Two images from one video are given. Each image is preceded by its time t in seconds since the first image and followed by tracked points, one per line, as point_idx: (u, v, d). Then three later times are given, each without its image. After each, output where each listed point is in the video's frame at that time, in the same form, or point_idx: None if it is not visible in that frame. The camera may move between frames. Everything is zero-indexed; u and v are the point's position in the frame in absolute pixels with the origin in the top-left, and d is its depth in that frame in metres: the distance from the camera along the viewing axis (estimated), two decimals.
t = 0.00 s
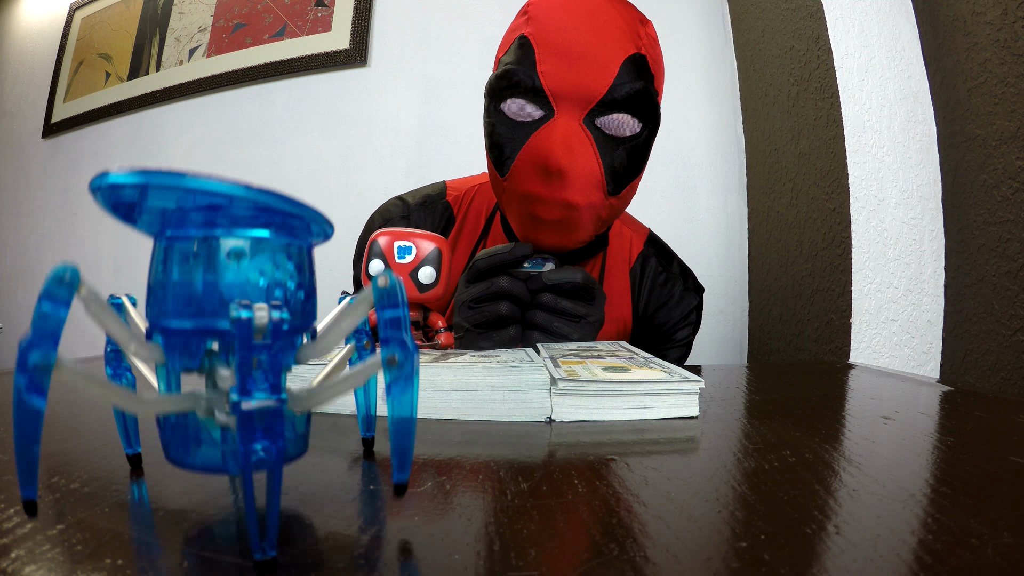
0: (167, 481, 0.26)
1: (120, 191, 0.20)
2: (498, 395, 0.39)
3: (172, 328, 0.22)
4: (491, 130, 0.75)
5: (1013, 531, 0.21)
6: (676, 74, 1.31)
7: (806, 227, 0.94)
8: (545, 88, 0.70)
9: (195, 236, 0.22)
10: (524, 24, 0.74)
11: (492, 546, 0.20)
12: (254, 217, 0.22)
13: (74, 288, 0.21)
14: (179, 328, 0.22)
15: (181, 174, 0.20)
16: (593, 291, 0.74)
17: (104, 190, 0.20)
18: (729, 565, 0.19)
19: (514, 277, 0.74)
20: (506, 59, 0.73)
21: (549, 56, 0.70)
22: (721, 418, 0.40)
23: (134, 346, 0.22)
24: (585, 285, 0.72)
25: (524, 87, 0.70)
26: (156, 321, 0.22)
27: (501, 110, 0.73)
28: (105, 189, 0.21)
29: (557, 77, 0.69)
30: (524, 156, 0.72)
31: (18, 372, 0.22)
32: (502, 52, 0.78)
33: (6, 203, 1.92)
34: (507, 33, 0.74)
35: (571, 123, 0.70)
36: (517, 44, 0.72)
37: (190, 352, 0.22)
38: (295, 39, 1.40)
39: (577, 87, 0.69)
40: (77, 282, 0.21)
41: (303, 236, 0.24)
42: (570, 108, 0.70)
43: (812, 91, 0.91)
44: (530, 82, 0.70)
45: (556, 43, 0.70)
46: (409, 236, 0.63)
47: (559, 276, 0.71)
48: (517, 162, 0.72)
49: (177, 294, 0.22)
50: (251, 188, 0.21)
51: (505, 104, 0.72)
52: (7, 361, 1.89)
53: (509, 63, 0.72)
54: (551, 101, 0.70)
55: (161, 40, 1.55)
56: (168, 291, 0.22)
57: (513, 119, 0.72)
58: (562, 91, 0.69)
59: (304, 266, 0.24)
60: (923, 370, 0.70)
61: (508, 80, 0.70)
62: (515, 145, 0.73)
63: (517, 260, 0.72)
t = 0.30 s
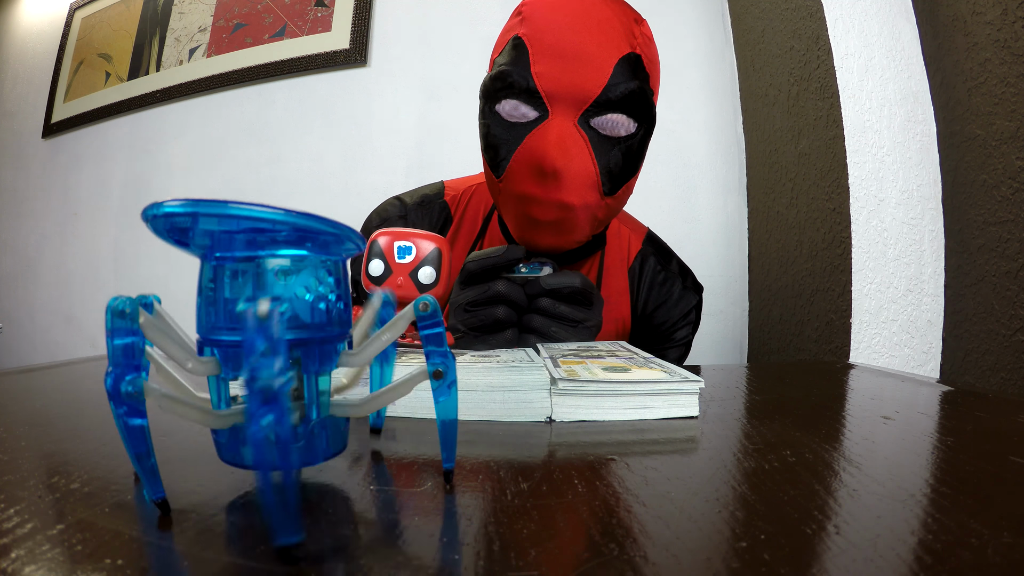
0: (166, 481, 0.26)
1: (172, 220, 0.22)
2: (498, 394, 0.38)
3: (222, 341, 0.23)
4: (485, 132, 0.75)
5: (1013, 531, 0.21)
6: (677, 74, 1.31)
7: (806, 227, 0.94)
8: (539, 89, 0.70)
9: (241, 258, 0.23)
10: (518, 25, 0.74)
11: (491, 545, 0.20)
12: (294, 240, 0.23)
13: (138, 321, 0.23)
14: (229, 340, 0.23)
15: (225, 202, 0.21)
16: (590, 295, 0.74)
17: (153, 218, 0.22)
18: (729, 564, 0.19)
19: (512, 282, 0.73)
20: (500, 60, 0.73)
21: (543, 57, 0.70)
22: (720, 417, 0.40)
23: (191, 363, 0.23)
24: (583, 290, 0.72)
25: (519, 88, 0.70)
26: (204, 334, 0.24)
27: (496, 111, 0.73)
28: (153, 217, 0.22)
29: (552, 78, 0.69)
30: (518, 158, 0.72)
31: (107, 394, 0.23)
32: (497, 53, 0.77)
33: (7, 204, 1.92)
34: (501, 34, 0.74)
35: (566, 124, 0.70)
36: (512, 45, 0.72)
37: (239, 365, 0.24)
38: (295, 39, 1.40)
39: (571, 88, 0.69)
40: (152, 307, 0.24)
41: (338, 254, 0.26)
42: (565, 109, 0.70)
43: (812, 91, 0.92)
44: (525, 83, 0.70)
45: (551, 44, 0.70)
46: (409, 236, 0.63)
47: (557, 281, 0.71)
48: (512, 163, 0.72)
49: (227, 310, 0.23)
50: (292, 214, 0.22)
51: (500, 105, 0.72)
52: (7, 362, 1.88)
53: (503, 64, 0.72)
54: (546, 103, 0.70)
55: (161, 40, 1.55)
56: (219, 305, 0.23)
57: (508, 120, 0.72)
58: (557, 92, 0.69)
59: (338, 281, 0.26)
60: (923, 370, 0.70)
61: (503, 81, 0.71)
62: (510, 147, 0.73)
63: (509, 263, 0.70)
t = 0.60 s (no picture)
0: (166, 481, 0.26)
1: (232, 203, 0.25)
2: (498, 394, 0.38)
3: (281, 310, 0.27)
4: (484, 132, 0.75)
5: (1013, 531, 0.21)
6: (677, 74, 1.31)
7: (807, 227, 0.94)
8: (537, 90, 0.70)
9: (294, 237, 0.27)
10: (516, 25, 0.74)
11: (492, 546, 0.20)
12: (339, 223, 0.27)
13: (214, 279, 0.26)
14: (286, 311, 0.27)
15: (281, 188, 0.24)
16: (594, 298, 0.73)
17: (217, 201, 0.25)
18: (730, 564, 0.19)
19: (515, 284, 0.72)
20: (498, 60, 0.73)
21: (541, 58, 0.70)
22: (720, 417, 0.40)
23: (252, 327, 0.27)
24: (588, 294, 0.70)
25: (517, 89, 0.70)
26: (260, 303, 0.28)
27: (494, 111, 0.73)
28: (217, 199, 0.25)
29: (550, 79, 0.69)
30: (516, 159, 0.72)
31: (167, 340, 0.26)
32: (495, 53, 0.77)
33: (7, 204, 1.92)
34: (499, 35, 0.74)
35: (563, 124, 0.70)
36: (509, 45, 0.72)
37: (293, 332, 0.27)
38: (295, 39, 1.40)
39: (569, 89, 0.69)
40: (215, 271, 0.26)
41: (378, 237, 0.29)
42: (563, 109, 0.70)
43: (812, 91, 0.91)
44: (523, 84, 0.70)
45: (548, 44, 0.70)
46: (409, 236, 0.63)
47: (561, 286, 0.70)
48: (510, 164, 0.73)
49: (284, 284, 0.27)
50: (339, 200, 0.25)
51: (498, 106, 0.72)
52: (7, 362, 1.88)
53: (500, 65, 0.72)
54: (544, 104, 0.70)
55: (161, 40, 1.55)
56: (275, 282, 0.27)
57: (506, 121, 0.73)
58: (555, 93, 0.69)
59: (379, 263, 0.29)
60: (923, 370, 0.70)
61: (500, 82, 0.71)
62: (508, 148, 0.73)
63: (505, 260, 0.69)
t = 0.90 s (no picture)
0: (167, 481, 0.26)
1: (257, 243, 0.26)
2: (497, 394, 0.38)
3: (324, 333, 0.28)
4: (485, 132, 0.75)
5: (1013, 531, 0.21)
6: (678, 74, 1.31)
7: (807, 227, 0.94)
8: (539, 90, 0.70)
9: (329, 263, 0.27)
10: (517, 25, 0.74)
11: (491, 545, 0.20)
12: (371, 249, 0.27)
13: (264, 317, 0.26)
14: (330, 333, 0.28)
15: (324, 229, 0.25)
16: (596, 300, 0.72)
17: (251, 240, 0.25)
18: (730, 564, 0.19)
19: (517, 286, 0.72)
20: (499, 60, 0.73)
21: (543, 58, 0.70)
22: (720, 417, 0.40)
23: (302, 353, 0.28)
24: (590, 295, 0.70)
25: (518, 89, 0.70)
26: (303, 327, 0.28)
27: (496, 111, 0.73)
28: (251, 239, 0.25)
29: (552, 79, 0.69)
30: (518, 159, 0.72)
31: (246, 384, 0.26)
32: (496, 53, 0.77)
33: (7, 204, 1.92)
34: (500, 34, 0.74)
35: (566, 125, 0.70)
36: (511, 45, 0.72)
37: (339, 352, 0.28)
38: (295, 39, 1.40)
39: (571, 89, 0.69)
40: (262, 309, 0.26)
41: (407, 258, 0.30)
42: (565, 110, 0.70)
43: (812, 92, 0.92)
44: (524, 84, 0.70)
45: (550, 44, 0.70)
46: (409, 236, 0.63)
47: (563, 287, 0.70)
48: (512, 164, 0.73)
49: (325, 308, 0.28)
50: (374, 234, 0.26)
51: (500, 106, 0.72)
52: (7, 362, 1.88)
53: (502, 65, 0.72)
54: (545, 104, 0.70)
55: (161, 40, 1.55)
56: (315, 306, 0.28)
57: (508, 121, 0.73)
58: (557, 93, 0.69)
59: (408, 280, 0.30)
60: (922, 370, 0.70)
61: (502, 82, 0.71)
62: (510, 147, 0.73)
63: (508, 263, 0.69)
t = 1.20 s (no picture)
0: (167, 481, 0.26)
1: (287, 218, 0.25)
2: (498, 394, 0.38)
3: (342, 312, 0.28)
4: (488, 132, 0.75)
5: (1014, 531, 0.21)
6: (678, 74, 1.31)
7: (806, 227, 0.94)
8: (542, 90, 0.70)
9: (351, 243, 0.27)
10: (520, 25, 0.74)
11: (493, 544, 0.20)
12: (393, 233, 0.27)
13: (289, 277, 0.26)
14: (347, 313, 0.28)
15: (352, 210, 0.25)
16: (597, 299, 0.72)
17: (277, 215, 0.25)
18: (730, 564, 0.19)
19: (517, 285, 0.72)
20: (502, 60, 0.73)
21: (546, 57, 0.70)
22: (720, 417, 0.40)
23: (320, 325, 0.27)
24: (591, 295, 0.70)
25: (522, 89, 0.70)
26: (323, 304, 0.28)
27: (499, 111, 0.73)
28: (277, 215, 0.25)
29: (556, 79, 0.69)
30: (522, 158, 0.72)
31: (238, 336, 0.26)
32: (498, 53, 0.77)
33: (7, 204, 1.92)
34: (503, 34, 0.74)
35: (569, 124, 0.70)
36: (514, 45, 0.72)
37: (355, 331, 0.28)
38: (295, 39, 1.40)
39: (575, 88, 0.69)
40: (288, 271, 0.26)
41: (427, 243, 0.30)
42: (568, 109, 0.70)
43: (812, 92, 0.92)
44: (528, 84, 0.70)
45: (553, 44, 0.70)
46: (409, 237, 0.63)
47: (563, 286, 0.69)
48: (516, 164, 0.72)
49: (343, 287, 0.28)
50: (398, 220, 0.26)
51: (503, 105, 0.71)
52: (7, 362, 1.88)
53: (505, 65, 0.72)
54: (549, 104, 0.70)
55: (161, 40, 1.55)
56: (335, 284, 0.28)
57: (511, 120, 0.72)
58: (561, 93, 0.69)
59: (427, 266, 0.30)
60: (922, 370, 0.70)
61: (505, 81, 0.71)
62: (513, 147, 0.73)
63: (510, 264, 0.69)
